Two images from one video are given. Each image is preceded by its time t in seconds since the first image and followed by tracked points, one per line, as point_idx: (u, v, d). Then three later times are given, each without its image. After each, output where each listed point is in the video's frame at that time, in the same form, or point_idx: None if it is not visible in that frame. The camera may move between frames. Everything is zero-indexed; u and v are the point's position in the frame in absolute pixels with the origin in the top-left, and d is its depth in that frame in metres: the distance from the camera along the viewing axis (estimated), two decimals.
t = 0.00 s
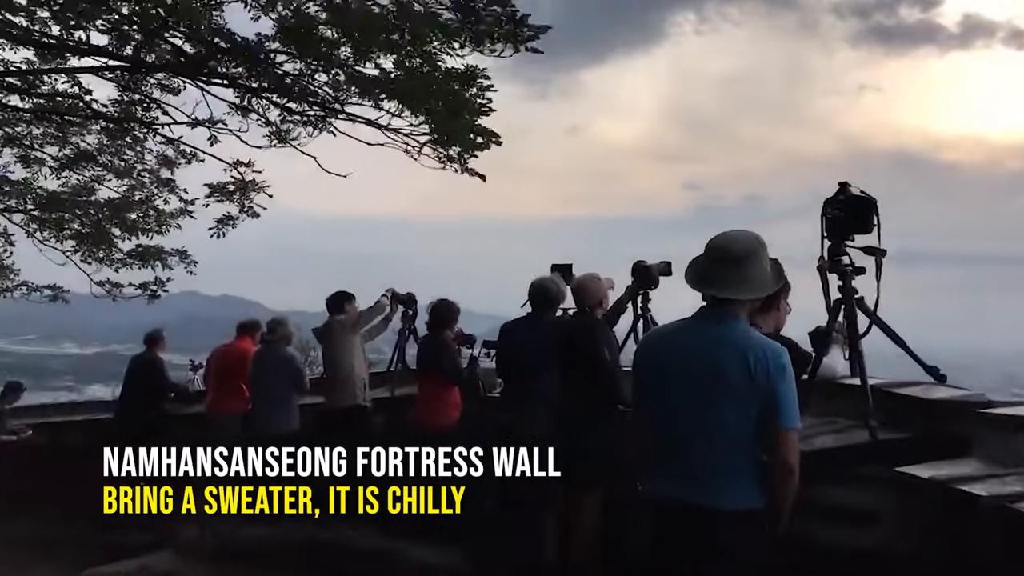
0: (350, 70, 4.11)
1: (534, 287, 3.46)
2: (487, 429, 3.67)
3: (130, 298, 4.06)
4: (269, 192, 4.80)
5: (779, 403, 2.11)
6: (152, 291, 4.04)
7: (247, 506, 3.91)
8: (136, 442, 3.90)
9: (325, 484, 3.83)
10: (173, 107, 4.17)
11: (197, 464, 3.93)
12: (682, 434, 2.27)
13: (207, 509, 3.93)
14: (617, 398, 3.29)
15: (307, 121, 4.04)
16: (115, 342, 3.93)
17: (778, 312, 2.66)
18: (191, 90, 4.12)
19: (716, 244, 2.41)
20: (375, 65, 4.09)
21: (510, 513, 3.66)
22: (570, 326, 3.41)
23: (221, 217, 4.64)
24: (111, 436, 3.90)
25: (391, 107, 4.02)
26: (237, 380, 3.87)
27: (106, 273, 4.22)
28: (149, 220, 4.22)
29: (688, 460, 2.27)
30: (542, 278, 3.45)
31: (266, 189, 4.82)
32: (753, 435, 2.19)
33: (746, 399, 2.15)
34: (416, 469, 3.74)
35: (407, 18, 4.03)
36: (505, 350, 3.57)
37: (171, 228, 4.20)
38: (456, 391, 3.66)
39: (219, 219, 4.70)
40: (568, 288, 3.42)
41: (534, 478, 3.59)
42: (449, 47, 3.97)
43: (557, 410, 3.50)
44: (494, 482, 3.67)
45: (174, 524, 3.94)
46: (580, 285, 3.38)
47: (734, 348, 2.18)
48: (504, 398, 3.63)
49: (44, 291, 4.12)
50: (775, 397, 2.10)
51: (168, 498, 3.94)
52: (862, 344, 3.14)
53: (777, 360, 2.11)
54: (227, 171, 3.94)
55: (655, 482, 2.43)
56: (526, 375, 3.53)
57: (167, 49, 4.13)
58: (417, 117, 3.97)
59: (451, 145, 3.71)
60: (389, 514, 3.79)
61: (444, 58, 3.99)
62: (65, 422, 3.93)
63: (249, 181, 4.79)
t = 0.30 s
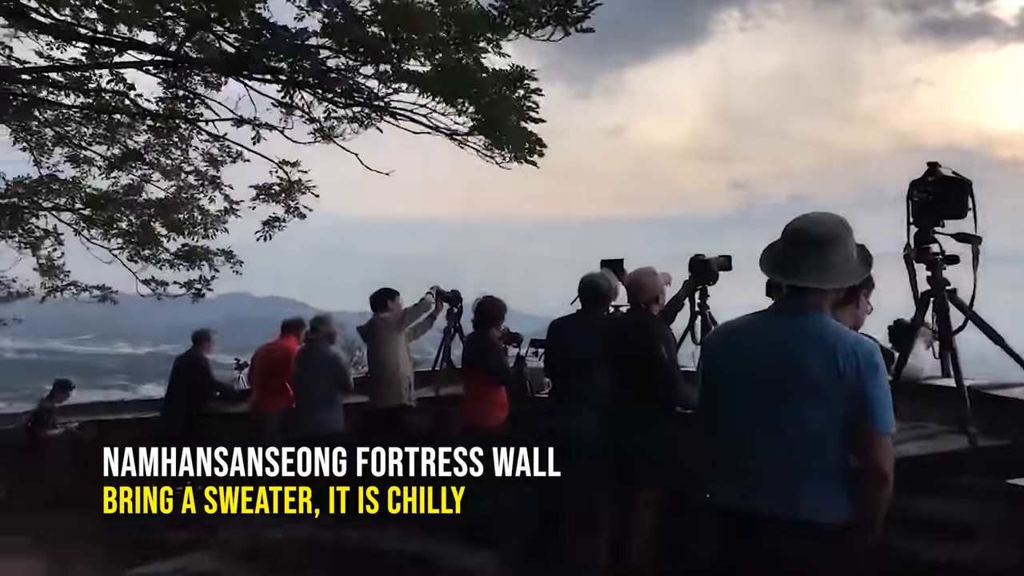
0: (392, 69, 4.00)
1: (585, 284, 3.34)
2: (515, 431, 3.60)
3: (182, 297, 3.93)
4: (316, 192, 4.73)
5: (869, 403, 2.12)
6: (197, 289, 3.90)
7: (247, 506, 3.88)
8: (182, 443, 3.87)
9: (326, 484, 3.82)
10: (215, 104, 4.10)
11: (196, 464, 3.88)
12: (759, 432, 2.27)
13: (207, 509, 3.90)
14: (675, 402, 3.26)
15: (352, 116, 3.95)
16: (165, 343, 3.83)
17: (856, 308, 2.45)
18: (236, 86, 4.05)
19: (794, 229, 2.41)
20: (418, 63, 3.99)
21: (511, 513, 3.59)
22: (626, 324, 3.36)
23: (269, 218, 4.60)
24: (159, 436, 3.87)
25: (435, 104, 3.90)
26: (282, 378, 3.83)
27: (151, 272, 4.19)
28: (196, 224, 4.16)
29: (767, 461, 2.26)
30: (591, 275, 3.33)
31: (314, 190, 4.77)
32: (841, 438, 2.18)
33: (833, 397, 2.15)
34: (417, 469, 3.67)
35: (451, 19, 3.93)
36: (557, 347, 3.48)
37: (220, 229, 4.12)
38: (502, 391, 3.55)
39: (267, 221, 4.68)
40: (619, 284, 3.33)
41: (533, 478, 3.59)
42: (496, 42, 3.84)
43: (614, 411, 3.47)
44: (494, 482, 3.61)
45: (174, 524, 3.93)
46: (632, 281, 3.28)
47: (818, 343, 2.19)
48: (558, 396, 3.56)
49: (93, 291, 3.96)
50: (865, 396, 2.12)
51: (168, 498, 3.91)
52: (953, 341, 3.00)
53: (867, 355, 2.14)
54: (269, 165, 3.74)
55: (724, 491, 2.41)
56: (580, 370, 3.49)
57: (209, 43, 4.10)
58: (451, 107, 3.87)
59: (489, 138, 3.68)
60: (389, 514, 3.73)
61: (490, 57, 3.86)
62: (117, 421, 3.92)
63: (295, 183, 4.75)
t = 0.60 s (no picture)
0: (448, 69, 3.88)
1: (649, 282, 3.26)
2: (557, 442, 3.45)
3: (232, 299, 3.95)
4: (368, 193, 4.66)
5: (1005, 421, 1.78)
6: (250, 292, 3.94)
7: (247, 506, 3.82)
8: (232, 443, 3.81)
9: (326, 484, 3.82)
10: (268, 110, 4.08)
11: (197, 464, 3.83)
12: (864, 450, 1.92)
13: (207, 510, 3.83)
14: (749, 410, 3.07)
15: (404, 111, 3.90)
16: (223, 341, 3.76)
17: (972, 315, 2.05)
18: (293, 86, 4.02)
19: (906, 220, 2.07)
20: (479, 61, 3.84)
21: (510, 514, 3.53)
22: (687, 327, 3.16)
23: (323, 219, 4.54)
24: (211, 437, 3.81)
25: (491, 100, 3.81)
26: (335, 381, 3.76)
27: (205, 274, 4.21)
28: (249, 222, 4.19)
29: (872, 486, 1.91)
30: (658, 274, 3.25)
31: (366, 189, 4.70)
32: (967, 463, 1.83)
33: (961, 414, 1.81)
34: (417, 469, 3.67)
35: (512, 14, 3.78)
36: (615, 352, 3.33)
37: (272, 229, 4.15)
38: (561, 398, 3.42)
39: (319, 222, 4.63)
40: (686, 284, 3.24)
41: (535, 478, 3.48)
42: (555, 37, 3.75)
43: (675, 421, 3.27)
44: (494, 482, 3.55)
45: (173, 525, 3.85)
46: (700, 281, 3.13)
47: (939, 349, 1.86)
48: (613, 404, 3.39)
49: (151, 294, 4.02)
50: (1000, 413, 1.78)
51: (168, 498, 3.86)
52: None
53: (1003, 365, 1.80)
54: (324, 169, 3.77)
55: (816, 517, 2.07)
56: (639, 377, 3.32)
57: (258, 39, 4.01)
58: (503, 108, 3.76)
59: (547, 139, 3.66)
60: (389, 514, 3.70)
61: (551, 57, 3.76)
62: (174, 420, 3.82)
63: (348, 182, 4.66)
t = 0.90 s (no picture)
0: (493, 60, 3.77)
1: (702, 281, 3.04)
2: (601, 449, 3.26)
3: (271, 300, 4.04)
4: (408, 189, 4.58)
5: None
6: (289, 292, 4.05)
7: (246, 506, 3.72)
8: (257, 443, 3.73)
9: (326, 484, 3.72)
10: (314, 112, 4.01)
11: (197, 464, 3.75)
12: (993, 456, 1.85)
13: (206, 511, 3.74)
14: (827, 419, 2.74)
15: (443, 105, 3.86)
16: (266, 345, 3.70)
17: None
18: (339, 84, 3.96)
19: None
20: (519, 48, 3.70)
21: (510, 514, 3.48)
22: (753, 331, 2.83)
23: (361, 215, 4.45)
24: (238, 438, 3.74)
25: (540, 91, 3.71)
26: (376, 382, 3.69)
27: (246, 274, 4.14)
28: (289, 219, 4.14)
29: (997, 488, 1.85)
30: (712, 273, 3.03)
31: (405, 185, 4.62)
32: None
33: None
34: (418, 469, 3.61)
35: None
36: (674, 353, 3.06)
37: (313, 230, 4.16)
38: (611, 402, 3.25)
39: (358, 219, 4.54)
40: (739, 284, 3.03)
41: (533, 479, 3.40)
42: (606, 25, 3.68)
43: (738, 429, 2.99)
44: (494, 482, 3.52)
45: (172, 526, 3.75)
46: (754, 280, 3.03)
47: None
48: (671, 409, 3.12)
49: (190, 295, 4.04)
50: None
51: (168, 498, 3.77)
52: None
53: None
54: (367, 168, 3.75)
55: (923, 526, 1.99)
56: (702, 381, 3.02)
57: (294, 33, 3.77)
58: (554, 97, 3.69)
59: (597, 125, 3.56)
60: (389, 514, 3.67)
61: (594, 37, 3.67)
62: (218, 422, 3.75)
63: (387, 179, 4.58)
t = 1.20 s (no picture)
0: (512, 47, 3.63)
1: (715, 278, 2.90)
2: (619, 454, 3.12)
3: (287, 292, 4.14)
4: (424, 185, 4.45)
5: None
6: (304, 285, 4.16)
7: (247, 506, 3.65)
8: (257, 443, 3.64)
9: (326, 484, 3.69)
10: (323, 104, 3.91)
11: (196, 464, 3.66)
12: None
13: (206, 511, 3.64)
14: (877, 423, 2.68)
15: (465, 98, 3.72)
16: (276, 344, 3.53)
17: None
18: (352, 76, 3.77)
19: None
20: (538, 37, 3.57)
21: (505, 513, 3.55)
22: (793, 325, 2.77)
23: (376, 213, 4.32)
24: (238, 438, 3.64)
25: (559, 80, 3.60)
26: (389, 383, 3.60)
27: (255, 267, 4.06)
28: (300, 213, 4.00)
29: None
30: (725, 268, 2.90)
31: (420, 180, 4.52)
32: None
33: None
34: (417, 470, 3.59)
35: None
36: (696, 356, 2.93)
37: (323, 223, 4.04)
38: (635, 403, 3.07)
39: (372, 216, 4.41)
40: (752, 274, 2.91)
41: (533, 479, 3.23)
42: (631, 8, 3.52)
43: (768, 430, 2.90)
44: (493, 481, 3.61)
45: (173, 526, 3.66)
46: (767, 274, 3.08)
47: None
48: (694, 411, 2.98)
49: (197, 291, 3.72)
50: None
51: (168, 498, 3.66)
52: None
53: None
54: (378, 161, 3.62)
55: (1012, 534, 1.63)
56: (729, 383, 2.91)
57: (309, 19, 3.67)
58: (576, 84, 3.57)
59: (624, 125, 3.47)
60: (389, 515, 3.68)
61: (616, 19, 3.52)
62: (223, 423, 3.62)
63: (402, 175, 4.48)
